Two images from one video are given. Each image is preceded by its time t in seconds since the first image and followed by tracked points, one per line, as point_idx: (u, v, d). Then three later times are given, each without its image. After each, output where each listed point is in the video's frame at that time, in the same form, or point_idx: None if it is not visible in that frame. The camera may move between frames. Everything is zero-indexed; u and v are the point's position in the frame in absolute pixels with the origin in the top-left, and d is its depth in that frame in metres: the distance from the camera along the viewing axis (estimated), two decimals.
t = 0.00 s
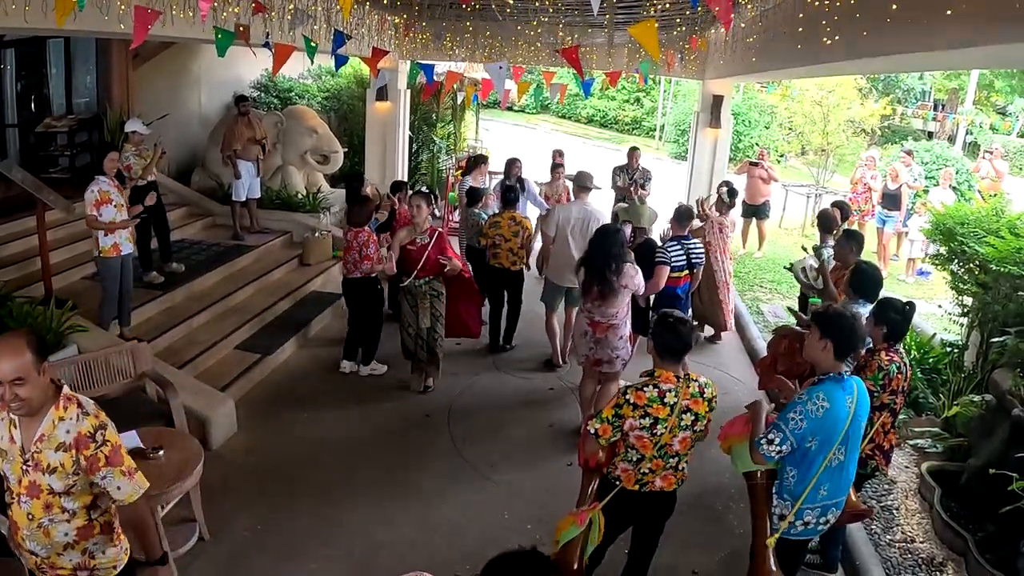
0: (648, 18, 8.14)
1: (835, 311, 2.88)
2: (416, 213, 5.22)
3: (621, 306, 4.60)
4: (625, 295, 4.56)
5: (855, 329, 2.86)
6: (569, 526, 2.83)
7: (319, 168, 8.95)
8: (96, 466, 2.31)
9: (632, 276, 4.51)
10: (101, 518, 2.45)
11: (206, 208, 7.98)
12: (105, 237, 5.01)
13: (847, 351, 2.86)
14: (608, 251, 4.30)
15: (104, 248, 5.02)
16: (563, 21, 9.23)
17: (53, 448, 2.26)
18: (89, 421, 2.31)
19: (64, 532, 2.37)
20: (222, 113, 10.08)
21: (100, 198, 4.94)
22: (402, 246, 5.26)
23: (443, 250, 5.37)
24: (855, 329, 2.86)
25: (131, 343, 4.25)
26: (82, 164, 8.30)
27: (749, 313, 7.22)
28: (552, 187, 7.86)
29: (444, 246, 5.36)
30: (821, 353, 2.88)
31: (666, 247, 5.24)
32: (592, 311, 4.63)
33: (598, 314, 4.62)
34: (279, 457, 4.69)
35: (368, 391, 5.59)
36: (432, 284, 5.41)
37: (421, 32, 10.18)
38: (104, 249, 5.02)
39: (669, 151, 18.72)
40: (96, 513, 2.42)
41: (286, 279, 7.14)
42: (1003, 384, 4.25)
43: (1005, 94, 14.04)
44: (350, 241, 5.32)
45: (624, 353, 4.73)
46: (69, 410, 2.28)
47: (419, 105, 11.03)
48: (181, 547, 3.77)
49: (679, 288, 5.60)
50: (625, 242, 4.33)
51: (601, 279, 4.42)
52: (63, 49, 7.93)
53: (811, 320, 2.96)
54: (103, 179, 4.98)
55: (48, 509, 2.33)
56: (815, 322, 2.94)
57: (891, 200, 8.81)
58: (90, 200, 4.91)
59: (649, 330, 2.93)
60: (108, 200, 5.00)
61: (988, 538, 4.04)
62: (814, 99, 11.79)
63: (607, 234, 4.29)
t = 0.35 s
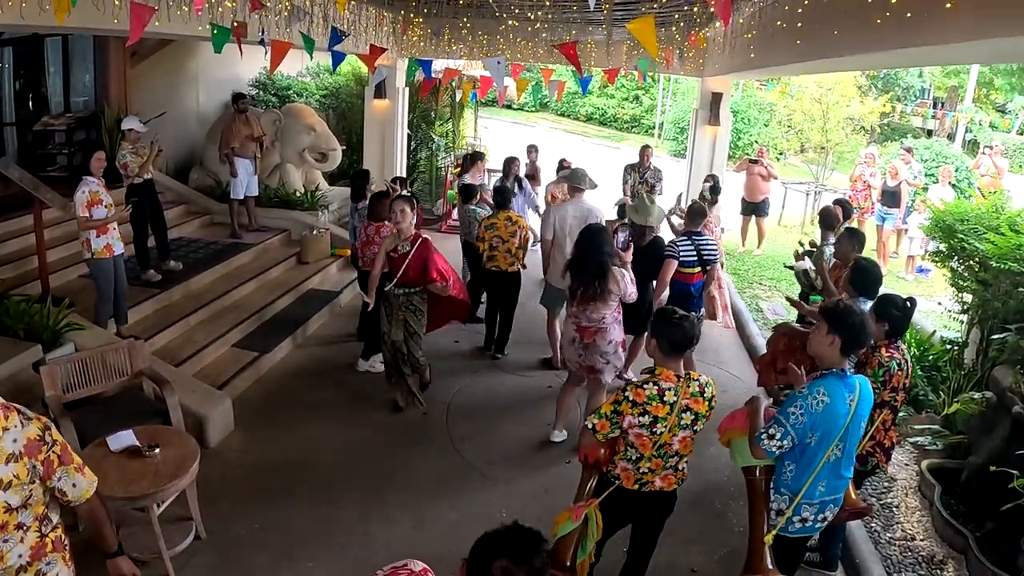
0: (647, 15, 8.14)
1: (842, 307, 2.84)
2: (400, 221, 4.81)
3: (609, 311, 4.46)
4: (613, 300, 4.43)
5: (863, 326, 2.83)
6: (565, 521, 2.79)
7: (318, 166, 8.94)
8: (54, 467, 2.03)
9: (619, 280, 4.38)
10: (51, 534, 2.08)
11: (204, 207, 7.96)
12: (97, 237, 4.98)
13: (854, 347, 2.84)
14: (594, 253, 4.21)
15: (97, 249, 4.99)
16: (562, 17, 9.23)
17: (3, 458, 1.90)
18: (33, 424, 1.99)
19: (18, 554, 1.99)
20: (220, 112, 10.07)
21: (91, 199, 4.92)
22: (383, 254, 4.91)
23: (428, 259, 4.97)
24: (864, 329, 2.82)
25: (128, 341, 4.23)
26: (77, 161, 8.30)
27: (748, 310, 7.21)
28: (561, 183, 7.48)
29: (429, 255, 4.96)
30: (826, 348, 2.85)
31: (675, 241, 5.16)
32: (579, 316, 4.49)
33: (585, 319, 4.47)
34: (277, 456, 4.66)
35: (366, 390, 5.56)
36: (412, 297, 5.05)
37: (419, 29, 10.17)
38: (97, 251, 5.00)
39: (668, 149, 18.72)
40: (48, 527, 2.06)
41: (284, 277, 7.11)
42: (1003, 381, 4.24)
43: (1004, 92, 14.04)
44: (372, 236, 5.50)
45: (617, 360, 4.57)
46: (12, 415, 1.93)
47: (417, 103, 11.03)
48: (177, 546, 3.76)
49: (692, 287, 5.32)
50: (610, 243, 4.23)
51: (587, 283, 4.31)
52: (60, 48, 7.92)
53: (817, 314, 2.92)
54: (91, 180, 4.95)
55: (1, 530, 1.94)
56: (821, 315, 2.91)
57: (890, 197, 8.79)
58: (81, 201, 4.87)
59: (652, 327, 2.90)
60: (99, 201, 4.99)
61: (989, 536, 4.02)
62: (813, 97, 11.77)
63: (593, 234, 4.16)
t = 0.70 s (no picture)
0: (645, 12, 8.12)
1: (844, 304, 2.80)
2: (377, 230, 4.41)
3: (584, 316, 4.25)
4: (589, 305, 4.22)
5: (863, 322, 2.79)
6: (565, 522, 2.91)
7: (315, 164, 8.92)
8: (15, 508, 2.09)
9: (594, 283, 4.15)
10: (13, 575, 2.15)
11: (201, 205, 7.93)
12: (90, 237, 4.97)
13: (853, 345, 2.81)
14: (571, 252, 3.99)
15: (90, 250, 4.97)
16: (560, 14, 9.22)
17: None
18: None
19: None
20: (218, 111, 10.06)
21: (82, 200, 4.90)
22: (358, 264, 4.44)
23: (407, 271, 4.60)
24: (864, 325, 2.79)
25: (123, 339, 4.20)
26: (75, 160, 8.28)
27: (747, 308, 7.18)
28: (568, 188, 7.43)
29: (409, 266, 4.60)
30: (825, 344, 2.82)
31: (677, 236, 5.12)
32: (553, 319, 4.31)
33: (559, 322, 4.29)
34: (272, 455, 4.63)
35: (362, 388, 5.54)
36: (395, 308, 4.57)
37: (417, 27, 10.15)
38: (90, 251, 4.97)
39: (667, 148, 18.71)
40: (9, 569, 2.14)
41: (282, 275, 7.10)
42: (1003, 379, 4.24)
43: (1004, 91, 14.04)
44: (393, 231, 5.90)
45: (588, 367, 4.39)
46: None
47: (416, 102, 11.01)
48: (172, 544, 3.73)
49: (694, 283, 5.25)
50: (589, 241, 4.00)
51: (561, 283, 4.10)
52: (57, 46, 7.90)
53: (818, 310, 2.89)
54: (82, 180, 4.93)
55: None
56: (822, 311, 2.87)
57: (889, 196, 8.77)
58: (72, 202, 4.85)
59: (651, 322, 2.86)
60: (90, 201, 4.96)
61: (989, 534, 4.01)
62: (813, 95, 11.75)
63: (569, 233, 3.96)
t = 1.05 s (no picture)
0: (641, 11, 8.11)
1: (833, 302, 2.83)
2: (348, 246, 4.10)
3: (572, 322, 4.25)
4: (579, 310, 4.22)
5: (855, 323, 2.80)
6: (561, 525, 2.87)
7: (313, 165, 8.93)
8: None
9: (586, 289, 4.15)
10: None
11: (200, 206, 7.96)
12: (78, 239, 4.96)
13: (848, 341, 2.82)
14: (560, 259, 4.02)
15: (78, 252, 4.97)
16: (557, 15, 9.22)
17: None
18: None
19: None
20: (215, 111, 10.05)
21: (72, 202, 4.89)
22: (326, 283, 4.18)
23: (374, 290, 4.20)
24: (853, 321, 2.80)
25: (121, 340, 4.23)
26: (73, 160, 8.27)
27: (744, 308, 7.19)
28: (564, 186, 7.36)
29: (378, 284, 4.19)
30: (817, 343, 2.84)
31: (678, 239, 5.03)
32: (541, 326, 4.32)
33: (548, 329, 4.31)
34: (269, 455, 4.63)
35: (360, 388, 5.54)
36: (361, 330, 4.25)
37: (414, 28, 10.15)
38: (78, 253, 4.97)
39: (664, 148, 18.71)
40: None
41: (279, 275, 7.09)
42: (1000, 378, 4.24)
43: (1001, 91, 14.07)
44: (417, 227, 5.95)
45: (581, 374, 4.34)
46: None
47: (413, 102, 11.01)
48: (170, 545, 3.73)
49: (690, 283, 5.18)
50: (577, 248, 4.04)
51: (550, 289, 4.12)
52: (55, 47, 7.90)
53: (810, 312, 2.92)
54: (75, 181, 4.91)
55: None
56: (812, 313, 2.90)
57: (886, 196, 8.77)
58: (62, 203, 4.84)
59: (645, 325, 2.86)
60: (80, 202, 4.94)
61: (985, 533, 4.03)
62: (810, 95, 11.75)
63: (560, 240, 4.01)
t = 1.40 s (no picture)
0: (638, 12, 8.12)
1: (831, 303, 2.87)
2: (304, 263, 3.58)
3: (568, 322, 4.24)
4: (571, 309, 4.22)
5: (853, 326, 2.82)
6: (560, 527, 2.88)
7: (310, 165, 8.93)
8: None
9: (575, 287, 4.14)
10: None
11: (197, 207, 7.94)
12: (71, 241, 4.95)
13: (845, 344, 2.83)
14: (547, 259, 4.02)
15: (70, 254, 4.97)
16: (554, 15, 9.22)
17: None
18: None
19: None
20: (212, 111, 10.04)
21: (66, 203, 4.88)
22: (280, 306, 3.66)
23: (339, 314, 3.71)
24: (848, 321, 2.82)
25: (119, 342, 4.23)
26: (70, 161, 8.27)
27: (741, 308, 7.20)
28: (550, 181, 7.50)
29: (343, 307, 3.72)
30: (812, 344, 2.87)
31: (682, 240, 5.00)
32: (536, 328, 4.29)
33: (543, 332, 4.26)
34: (267, 456, 4.64)
35: (357, 388, 5.54)
36: (321, 358, 3.73)
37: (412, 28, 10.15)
38: (70, 255, 4.97)
39: (661, 147, 18.72)
40: None
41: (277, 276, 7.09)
42: (996, 379, 4.27)
43: (998, 90, 14.10)
44: (428, 226, 6.02)
45: (574, 374, 4.34)
46: None
47: (410, 103, 11.00)
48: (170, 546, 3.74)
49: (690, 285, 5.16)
50: (563, 248, 4.05)
51: (540, 288, 4.11)
52: (52, 47, 7.89)
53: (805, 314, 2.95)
54: (69, 184, 4.93)
55: None
56: (811, 314, 2.92)
57: (883, 196, 8.79)
58: (54, 206, 4.83)
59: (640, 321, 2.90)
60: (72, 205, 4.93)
61: (983, 533, 4.07)
62: (807, 95, 11.76)
63: (545, 241, 4.01)
